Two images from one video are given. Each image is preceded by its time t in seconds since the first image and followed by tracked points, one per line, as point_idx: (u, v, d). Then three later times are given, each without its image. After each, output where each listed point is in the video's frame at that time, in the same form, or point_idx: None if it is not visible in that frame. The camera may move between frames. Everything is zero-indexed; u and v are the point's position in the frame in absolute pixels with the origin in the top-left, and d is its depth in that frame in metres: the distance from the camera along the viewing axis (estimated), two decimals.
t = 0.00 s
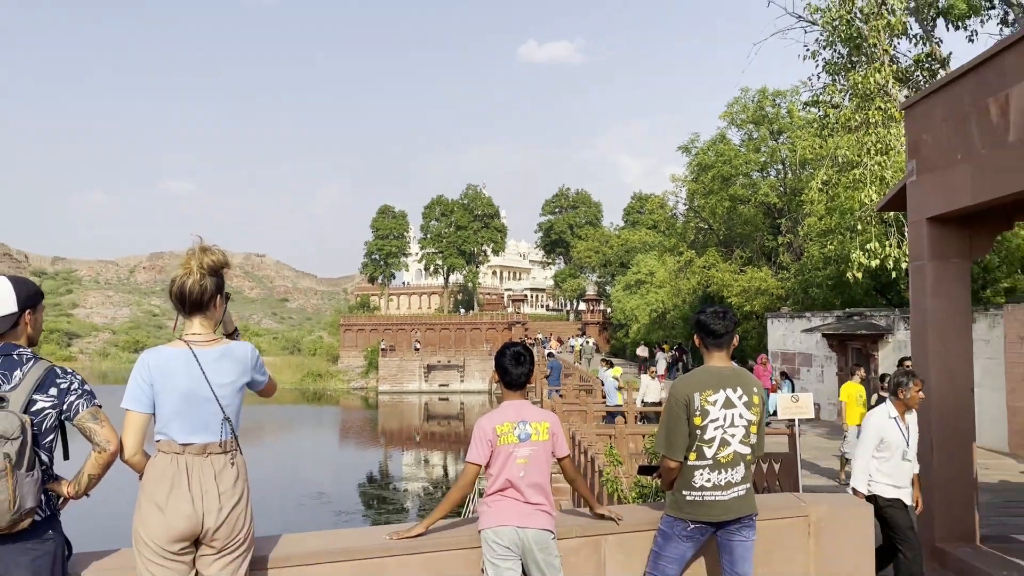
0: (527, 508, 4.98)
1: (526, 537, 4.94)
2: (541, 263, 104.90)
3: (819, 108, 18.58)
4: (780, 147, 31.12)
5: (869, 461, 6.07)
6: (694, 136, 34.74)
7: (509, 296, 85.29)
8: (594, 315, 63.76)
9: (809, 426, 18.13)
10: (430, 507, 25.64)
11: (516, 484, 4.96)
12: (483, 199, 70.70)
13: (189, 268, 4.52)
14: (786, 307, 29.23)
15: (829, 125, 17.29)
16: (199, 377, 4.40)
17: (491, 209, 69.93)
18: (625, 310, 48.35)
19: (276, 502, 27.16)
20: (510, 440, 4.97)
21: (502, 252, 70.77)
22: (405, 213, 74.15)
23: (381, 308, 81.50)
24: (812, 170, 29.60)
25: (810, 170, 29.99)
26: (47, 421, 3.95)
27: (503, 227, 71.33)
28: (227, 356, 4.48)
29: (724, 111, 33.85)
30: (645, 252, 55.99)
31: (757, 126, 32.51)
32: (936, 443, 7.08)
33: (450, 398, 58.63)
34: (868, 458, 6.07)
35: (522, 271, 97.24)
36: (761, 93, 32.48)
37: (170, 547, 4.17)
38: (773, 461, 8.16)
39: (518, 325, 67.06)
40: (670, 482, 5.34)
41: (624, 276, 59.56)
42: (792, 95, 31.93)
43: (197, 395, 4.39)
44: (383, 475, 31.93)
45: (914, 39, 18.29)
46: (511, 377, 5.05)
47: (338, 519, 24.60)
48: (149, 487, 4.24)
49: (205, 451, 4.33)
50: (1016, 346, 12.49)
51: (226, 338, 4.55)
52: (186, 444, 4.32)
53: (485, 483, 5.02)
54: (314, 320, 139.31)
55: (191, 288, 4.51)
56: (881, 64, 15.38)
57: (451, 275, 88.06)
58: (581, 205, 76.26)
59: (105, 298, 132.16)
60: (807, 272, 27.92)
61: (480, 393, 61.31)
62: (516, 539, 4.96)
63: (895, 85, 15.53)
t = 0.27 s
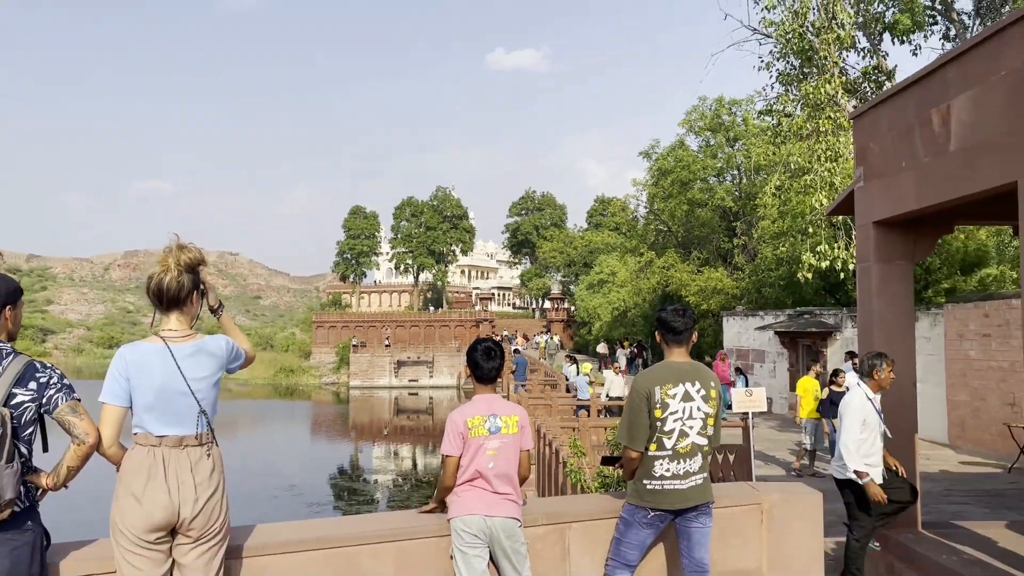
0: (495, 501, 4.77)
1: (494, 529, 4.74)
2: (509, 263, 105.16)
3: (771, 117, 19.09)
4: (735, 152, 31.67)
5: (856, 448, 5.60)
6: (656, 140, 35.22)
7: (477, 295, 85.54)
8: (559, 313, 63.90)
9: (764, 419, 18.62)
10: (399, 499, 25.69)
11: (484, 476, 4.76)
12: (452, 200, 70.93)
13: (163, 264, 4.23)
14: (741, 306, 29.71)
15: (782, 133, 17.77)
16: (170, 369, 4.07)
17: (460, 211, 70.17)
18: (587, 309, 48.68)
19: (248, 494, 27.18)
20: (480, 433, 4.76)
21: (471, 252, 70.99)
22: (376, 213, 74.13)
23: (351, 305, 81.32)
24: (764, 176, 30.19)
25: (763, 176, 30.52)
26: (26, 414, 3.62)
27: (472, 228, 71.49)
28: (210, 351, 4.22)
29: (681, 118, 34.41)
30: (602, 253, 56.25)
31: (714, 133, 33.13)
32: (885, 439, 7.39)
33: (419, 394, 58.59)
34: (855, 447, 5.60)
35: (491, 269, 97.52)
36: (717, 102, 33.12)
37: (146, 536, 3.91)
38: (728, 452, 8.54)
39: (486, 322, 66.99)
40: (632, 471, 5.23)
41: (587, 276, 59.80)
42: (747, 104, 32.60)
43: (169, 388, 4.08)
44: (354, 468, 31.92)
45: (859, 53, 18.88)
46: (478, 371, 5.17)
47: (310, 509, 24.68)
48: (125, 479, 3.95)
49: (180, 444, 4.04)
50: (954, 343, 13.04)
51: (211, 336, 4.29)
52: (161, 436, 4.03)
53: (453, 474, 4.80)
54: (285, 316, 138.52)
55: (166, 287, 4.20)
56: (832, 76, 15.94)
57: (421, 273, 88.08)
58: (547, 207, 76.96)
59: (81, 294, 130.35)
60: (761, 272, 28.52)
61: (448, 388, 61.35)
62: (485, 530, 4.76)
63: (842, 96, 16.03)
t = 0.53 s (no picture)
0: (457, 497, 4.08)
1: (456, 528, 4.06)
2: (468, 259, 105.03)
3: (725, 117, 19.44)
4: (689, 152, 32.06)
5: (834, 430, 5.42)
6: (612, 139, 35.50)
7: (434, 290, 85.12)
8: (516, 310, 63.55)
9: (715, 414, 18.92)
10: (356, 495, 25.40)
11: (446, 473, 4.06)
12: (409, 195, 69.96)
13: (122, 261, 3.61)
14: (694, 303, 29.92)
15: (735, 132, 18.15)
16: (127, 365, 3.56)
17: (417, 206, 69.67)
18: (544, 305, 48.70)
19: (203, 491, 26.72)
20: (442, 428, 4.05)
21: (427, 247, 70.54)
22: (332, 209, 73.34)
23: (306, 300, 80.52)
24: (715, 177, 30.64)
25: (716, 175, 30.91)
26: None
27: (429, 222, 70.79)
28: (173, 345, 3.70)
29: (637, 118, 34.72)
30: (563, 250, 56.44)
31: (669, 132, 33.26)
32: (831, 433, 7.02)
33: (375, 390, 58.13)
34: (834, 430, 5.40)
35: (448, 265, 97.09)
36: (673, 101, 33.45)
37: (106, 531, 3.45)
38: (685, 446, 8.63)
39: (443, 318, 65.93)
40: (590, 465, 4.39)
41: (545, 272, 59.76)
42: (702, 104, 33.06)
43: (126, 383, 3.57)
44: (309, 463, 31.52)
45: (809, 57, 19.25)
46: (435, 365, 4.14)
47: (265, 505, 24.40)
48: (83, 476, 3.47)
49: (137, 440, 3.53)
50: (896, 338, 13.43)
51: (174, 330, 3.76)
52: (119, 432, 3.53)
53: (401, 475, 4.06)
54: (242, 312, 136.52)
55: (126, 283, 3.61)
56: (781, 79, 16.30)
57: (378, 269, 87.44)
58: (506, 203, 76.97)
59: (32, 287, 126.69)
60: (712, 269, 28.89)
61: (404, 385, 60.87)
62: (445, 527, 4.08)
63: (792, 99, 16.33)
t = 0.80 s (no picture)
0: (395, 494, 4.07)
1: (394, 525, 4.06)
2: (411, 260, 104.70)
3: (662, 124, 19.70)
4: (630, 156, 32.55)
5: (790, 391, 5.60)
6: (554, 142, 35.86)
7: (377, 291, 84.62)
8: (459, 310, 63.53)
9: (654, 412, 19.21)
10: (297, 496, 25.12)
11: (384, 471, 4.06)
12: (352, 195, 69.54)
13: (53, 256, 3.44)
14: (634, 303, 30.31)
15: (673, 139, 18.40)
16: (56, 362, 3.41)
17: (361, 206, 69.22)
18: (487, 306, 48.82)
19: (139, 493, 26.19)
20: (379, 426, 4.07)
21: (371, 247, 70.12)
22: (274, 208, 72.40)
23: (247, 300, 79.35)
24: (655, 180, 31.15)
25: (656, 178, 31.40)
26: None
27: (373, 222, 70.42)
28: (104, 344, 3.53)
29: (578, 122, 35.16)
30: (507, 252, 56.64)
31: (609, 137, 33.82)
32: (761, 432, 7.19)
33: (318, 390, 57.53)
34: (791, 389, 5.61)
35: (392, 266, 96.65)
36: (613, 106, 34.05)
37: (30, 533, 3.29)
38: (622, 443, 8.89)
39: (386, 319, 65.66)
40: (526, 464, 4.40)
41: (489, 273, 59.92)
42: (641, 110, 33.61)
43: (54, 381, 3.41)
44: (249, 464, 31.07)
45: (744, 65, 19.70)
46: (371, 365, 4.14)
47: (203, 507, 24.00)
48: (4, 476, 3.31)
49: (64, 440, 3.38)
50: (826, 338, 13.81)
51: (105, 328, 3.59)
52: (46, 431, 3.37)
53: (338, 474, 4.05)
54: (180, 312, 133.75)
55: (58, 280, 3.45)
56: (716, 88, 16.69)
57: (321, 269, 86.63)
58: (449, 204, 76.99)
59: None
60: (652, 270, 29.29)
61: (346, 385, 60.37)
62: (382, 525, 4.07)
63: (727, 106, 16.71)
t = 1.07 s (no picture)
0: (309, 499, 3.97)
1: (307, 530, 3.96)
2: (339, 261, 103.67)
3: (588, 129, 19.94)
4: (558, 159, 32.90)
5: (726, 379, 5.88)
6: (483, 145, 36.01)
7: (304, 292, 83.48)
8: (388, 312, 63.13)
9: (579, 413, 19.41)
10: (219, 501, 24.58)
11: (297, 475, 3.95)
12: (279, 196, 68.55)
13: None
14: (561, 305, 30.59)
15: (599, 143, 18.61)
16: None
17: (288, 206, 68.24)
18: (415, 307, 48.66)
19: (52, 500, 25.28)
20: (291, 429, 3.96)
21: (297, 248, 69.16)
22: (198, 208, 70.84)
23: (168, 301, 77.38)
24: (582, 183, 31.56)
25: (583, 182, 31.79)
26: None
27: (300, 223, 69.50)
28: None
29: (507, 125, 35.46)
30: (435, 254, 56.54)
31: (538, 140, 34.24)
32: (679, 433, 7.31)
33: (242, 392, 56.49)
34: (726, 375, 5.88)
35: (319, 267, 95.51)
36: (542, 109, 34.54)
37: None
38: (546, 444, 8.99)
39: (313, 320, 64.85)
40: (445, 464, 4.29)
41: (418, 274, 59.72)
42: (569, 114, 34.04)
43: None
44: (169, 469, 30.28)
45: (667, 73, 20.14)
46: (283, 365, 4.04)
47: (120, 513, 23.28)
48: None
49: None
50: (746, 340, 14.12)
51: None
52: None
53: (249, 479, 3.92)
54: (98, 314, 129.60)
55: None
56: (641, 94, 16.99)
57: (246, 270, 85.05)
58: (378, 205, 76.51)
59: None
60: (578, 273, 29.59)
61: (272, 387, 59.36)
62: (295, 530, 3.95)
63: (652, 113, 16.98)
